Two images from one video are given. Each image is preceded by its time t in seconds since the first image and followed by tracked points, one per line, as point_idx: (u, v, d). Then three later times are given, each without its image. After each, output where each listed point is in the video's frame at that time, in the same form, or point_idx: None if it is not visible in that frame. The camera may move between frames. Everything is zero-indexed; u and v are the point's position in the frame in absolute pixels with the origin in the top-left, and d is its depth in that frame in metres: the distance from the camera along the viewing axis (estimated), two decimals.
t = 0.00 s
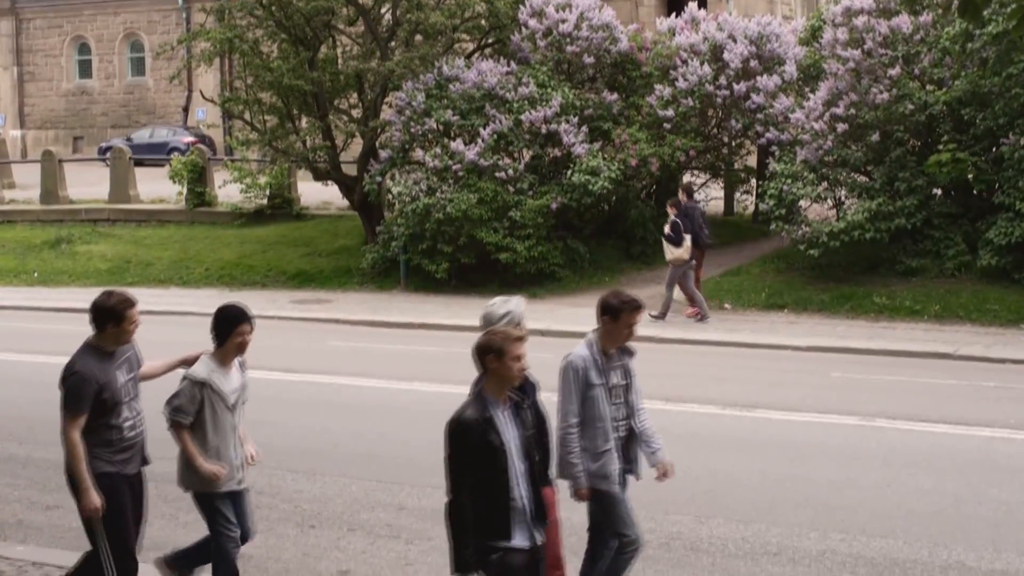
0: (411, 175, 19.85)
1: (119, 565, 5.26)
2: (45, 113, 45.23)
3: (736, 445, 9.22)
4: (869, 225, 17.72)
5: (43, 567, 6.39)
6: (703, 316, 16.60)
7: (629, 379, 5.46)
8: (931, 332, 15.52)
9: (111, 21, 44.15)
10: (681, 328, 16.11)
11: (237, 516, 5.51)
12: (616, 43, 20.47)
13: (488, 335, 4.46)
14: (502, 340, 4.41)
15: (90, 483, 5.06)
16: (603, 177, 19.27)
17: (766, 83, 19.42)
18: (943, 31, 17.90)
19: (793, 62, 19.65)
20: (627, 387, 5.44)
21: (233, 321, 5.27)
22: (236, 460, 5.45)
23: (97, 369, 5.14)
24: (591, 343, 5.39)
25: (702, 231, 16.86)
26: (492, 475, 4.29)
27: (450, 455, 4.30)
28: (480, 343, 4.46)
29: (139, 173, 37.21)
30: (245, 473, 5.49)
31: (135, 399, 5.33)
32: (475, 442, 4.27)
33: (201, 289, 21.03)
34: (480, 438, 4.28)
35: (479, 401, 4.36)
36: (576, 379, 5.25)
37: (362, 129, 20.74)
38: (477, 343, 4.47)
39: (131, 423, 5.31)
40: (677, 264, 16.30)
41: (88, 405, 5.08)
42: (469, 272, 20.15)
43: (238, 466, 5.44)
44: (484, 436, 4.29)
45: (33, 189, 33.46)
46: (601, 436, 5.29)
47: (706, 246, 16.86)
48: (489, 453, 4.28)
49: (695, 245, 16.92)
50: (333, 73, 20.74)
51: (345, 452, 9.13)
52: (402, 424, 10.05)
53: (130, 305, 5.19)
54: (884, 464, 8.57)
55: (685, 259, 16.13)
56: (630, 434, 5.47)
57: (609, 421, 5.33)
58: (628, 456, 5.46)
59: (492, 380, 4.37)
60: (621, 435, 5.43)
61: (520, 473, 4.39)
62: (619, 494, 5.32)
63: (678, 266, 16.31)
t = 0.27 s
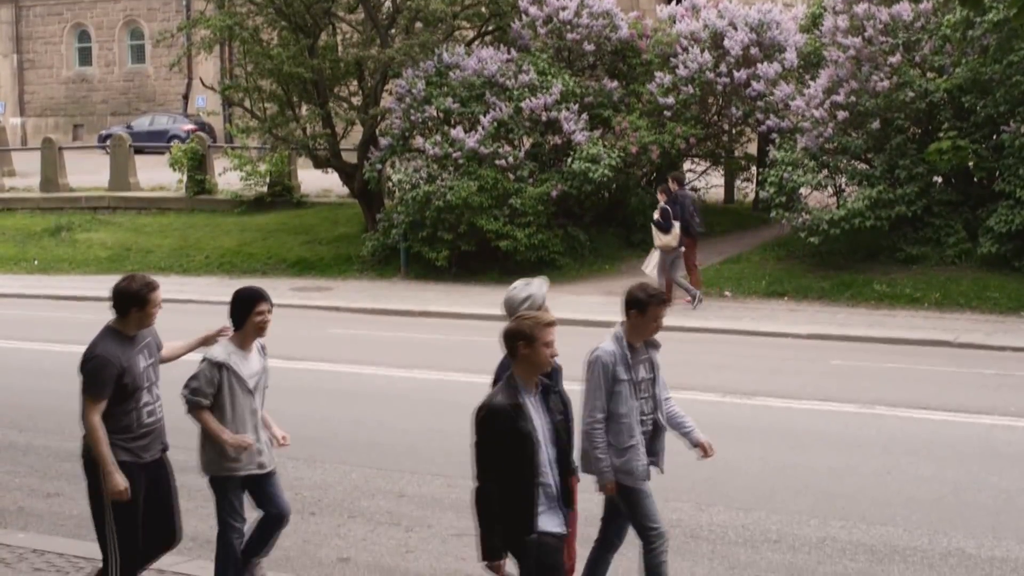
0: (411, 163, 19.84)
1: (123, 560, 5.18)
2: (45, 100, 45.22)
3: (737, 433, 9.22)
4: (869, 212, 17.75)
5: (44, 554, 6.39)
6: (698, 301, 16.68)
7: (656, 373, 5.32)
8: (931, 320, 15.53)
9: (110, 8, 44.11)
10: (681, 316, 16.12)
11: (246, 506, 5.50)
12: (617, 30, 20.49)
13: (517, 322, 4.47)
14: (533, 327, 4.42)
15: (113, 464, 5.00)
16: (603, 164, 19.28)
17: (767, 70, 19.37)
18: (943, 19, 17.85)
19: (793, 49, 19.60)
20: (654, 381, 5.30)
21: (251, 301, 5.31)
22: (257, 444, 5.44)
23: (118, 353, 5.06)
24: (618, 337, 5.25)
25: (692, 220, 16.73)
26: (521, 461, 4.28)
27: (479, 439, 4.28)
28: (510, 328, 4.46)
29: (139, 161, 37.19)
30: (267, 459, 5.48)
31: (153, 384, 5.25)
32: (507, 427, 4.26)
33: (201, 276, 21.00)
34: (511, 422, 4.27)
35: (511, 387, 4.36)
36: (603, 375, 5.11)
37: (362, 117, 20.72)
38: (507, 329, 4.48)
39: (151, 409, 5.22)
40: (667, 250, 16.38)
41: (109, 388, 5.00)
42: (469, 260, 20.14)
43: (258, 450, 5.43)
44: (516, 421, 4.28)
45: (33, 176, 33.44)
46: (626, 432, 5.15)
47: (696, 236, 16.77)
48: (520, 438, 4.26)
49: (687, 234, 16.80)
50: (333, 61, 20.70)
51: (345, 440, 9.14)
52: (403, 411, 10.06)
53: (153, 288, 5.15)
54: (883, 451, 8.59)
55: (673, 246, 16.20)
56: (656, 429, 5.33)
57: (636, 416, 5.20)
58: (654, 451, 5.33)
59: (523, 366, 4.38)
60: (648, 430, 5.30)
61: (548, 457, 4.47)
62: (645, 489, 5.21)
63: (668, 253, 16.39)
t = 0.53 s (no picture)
0: (412, 151, 19.82)
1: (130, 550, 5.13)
2: (45, 88, 45.20)
3: (737, 420, 9.23)
4: (869, 200, 17.75)
5: (44, 542, 6.40)
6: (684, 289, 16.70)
7: (681, 367, 5.14)
8: (932, 308, 15.52)
9: None
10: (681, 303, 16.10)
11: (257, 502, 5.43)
12: (616, 18, 20.42)
13: (548, 318, 4.39)
14: (565, 322, 4.34)
15: (136, 450, 4.93)
16: (604, 152, 19.26)
17: (767, 58, 19.35)
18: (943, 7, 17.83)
19: (793, 37, 19.52)
20: (680, 376, 5.12)
21: (268, 290, 5.28)
22: (275, 435, 5.38)
23: (139, 340, 5.02)
24: (644, 332, 5.04)
25: (682, 210, 16.74)
26: (556, 456, 4.12)
27: (512, 434, 4.12)
28: (540, 324, 4.38)
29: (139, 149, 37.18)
30: (287, 453, 5.42)
31: (174, 375, 5.19)
32: (542, 419, 4.11)
33: (202, 264, 21.01)
34: (546, 415, 4.13)
35: (542, 380, 4.25)
36: (632, 373, 4.91)
37: (362, 105, 20.69)
38: (537, 324, 4.40)
39: (171, 400, 5.15)
40: (656, 237, 16.44)
41: (129, 377, 4.95)
42: (470, 248, 20.12)
43: (276, 442, 5.37)
44: (550, 415, 4.14)
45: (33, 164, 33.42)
46: (654, 431, 4.97)
47: (687, 226, 16.81)
48: (556, 431, 4.12)
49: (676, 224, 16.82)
50: (333, 49, 20.77)
51: (346, 428, 9.15)
52: (403, 399, 10.05)
53: (177, 278, 5.11)
54: (883, 439, 8.59)
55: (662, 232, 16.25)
56: (682, 424, 5.16)
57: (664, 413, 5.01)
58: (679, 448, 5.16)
59: (554, 360, 4.28)
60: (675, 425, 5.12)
61: (576, 452, 4.38)
62: (672, 488, 5.05)
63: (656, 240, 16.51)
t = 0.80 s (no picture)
0: (412, 139, 19.81)
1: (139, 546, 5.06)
2: (44, 76, 45.16)
3: (737, 408, 9.24)
4: (870, 187, 17.74)
5: (44, 530, 6.40)
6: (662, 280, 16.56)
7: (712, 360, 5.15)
8: (932, 296, 15.50)
9: None
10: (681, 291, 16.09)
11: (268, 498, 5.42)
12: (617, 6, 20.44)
13: (582, 317, 4.28)
14: (599, 321, 4.23)
15: (158, 442, 4.85)
16: (604, 140, 19.24)
17: (767, 46, 19.29)
18: None
19: (793, 25, 19.43)
20: (711, 369, 5.13)
21: (285, 284, 5.26)
22: (296, 432, 5.34)
23: (164, 333, 4.92)
24: (673, 326, 5.06)
25: (672, 199, 16.76)
26: (591, 459, 4.00)
27: (546, 437, 4.02)
28: (575, 323, 4.27)
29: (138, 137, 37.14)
30: (308, 451, 5.38)
31: (197, 370, 5.09)
32: (577, 421, 4.00)
33: (202, 253, 20.99)
34: (581, 415, 4.02)
35: (578, 381, 4.15)
36: (661, 366, 4.92)
37: (362, 92, 20.67)
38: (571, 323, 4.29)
39: (193, 394, 5.04)
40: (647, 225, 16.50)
41: (152, 370, 4.86)
42: (470, 236, 20.11)
43: (296, 438, 5.33)
44: (585, 415, 4.03)
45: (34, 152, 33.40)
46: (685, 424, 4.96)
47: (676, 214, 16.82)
48: (591, 431, 4.01)
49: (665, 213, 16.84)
50: (333, 36, 20.65)
51: (347, 416, 9.15)
52: (404, 387, 10.05)
53: (205, 273, 5.02)
54: (884, 427, 8.59)
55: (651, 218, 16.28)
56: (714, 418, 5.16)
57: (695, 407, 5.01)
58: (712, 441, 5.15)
59: (590, 361, 4.18)
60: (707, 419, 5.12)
61: (611, 452, 4.26)
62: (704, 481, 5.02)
63: (645, 228, 16.56)
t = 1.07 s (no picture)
0: (411, 128, 19.80)
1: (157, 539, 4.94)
2: (44, 65, 45.10)
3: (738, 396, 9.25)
4: (870, 176, 17.75)
5: (46, 518, 6.41)
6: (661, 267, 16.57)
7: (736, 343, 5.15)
8: (931, 284, 15.51)
9: None
10: (682, 279, 16.09)
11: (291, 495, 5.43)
12: None
13: (614, 309, 4.41)
14: (634, 314, 4.35)
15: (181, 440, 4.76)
16: (604, 129, 19.23)
17: (768, 35, 19.19)
18: None
19: (794, 13, 19.15)
20: (736, 353, 5.13)
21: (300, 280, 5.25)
22: (319, 428, 5.31)
23: (193, 329, 4.82)
24: (697, 310, 5.04)
25: (664, 185, 16.80)
26: (629, 454, 4.18)
27: (585, 432, 4.19)
28: (607, 316, 4.39)
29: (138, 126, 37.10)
30: (333, 447, 5.35)
31: (226, 367, 4.97)
32: (616, 416, 4.17)
33: (201, 241, 20.98)
34: (618, 410, 4.19)
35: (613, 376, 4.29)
36: (691, 352, 4.91)
37: (362, 81, 20.66)
38: (603, 316, 4.41)
39: (220, 390, 4.92)
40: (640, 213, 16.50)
41: (179, 367, 4.76)
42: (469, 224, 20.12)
43: (320, 436, 5.31)
44: (622, 410, 4.20)
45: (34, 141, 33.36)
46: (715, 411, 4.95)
47: (668, 200, 16.86)
48: (628, 426, 4.18)
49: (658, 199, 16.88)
50: (333, 25, 20.61)
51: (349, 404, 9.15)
52: (406, 375, 10.06)
53: (235, 268, 4.89)
54: (884, 416, 8.60)
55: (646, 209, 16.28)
56: (739, 401, 5.16)
57: (722, 392, 5.01)
58: (738, 425, 5.15)
59: (625, 354, 4.32)
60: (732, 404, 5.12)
61: (648, 444, 4.39)
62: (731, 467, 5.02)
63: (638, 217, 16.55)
